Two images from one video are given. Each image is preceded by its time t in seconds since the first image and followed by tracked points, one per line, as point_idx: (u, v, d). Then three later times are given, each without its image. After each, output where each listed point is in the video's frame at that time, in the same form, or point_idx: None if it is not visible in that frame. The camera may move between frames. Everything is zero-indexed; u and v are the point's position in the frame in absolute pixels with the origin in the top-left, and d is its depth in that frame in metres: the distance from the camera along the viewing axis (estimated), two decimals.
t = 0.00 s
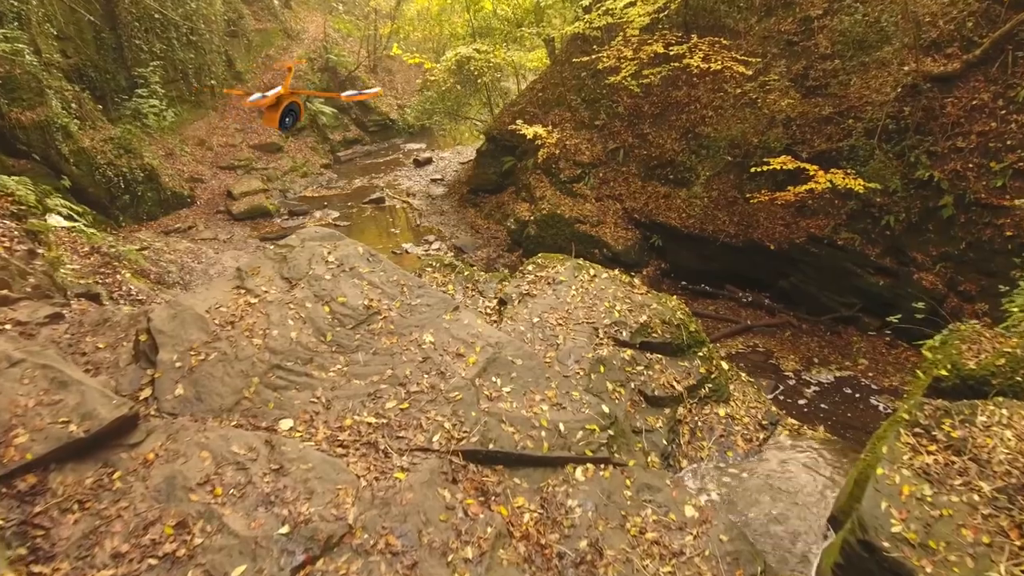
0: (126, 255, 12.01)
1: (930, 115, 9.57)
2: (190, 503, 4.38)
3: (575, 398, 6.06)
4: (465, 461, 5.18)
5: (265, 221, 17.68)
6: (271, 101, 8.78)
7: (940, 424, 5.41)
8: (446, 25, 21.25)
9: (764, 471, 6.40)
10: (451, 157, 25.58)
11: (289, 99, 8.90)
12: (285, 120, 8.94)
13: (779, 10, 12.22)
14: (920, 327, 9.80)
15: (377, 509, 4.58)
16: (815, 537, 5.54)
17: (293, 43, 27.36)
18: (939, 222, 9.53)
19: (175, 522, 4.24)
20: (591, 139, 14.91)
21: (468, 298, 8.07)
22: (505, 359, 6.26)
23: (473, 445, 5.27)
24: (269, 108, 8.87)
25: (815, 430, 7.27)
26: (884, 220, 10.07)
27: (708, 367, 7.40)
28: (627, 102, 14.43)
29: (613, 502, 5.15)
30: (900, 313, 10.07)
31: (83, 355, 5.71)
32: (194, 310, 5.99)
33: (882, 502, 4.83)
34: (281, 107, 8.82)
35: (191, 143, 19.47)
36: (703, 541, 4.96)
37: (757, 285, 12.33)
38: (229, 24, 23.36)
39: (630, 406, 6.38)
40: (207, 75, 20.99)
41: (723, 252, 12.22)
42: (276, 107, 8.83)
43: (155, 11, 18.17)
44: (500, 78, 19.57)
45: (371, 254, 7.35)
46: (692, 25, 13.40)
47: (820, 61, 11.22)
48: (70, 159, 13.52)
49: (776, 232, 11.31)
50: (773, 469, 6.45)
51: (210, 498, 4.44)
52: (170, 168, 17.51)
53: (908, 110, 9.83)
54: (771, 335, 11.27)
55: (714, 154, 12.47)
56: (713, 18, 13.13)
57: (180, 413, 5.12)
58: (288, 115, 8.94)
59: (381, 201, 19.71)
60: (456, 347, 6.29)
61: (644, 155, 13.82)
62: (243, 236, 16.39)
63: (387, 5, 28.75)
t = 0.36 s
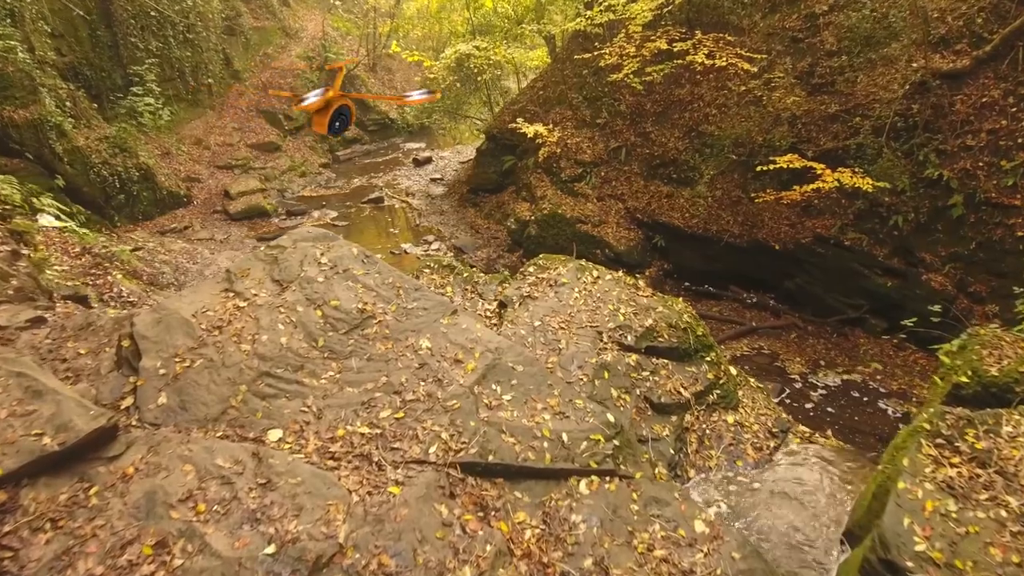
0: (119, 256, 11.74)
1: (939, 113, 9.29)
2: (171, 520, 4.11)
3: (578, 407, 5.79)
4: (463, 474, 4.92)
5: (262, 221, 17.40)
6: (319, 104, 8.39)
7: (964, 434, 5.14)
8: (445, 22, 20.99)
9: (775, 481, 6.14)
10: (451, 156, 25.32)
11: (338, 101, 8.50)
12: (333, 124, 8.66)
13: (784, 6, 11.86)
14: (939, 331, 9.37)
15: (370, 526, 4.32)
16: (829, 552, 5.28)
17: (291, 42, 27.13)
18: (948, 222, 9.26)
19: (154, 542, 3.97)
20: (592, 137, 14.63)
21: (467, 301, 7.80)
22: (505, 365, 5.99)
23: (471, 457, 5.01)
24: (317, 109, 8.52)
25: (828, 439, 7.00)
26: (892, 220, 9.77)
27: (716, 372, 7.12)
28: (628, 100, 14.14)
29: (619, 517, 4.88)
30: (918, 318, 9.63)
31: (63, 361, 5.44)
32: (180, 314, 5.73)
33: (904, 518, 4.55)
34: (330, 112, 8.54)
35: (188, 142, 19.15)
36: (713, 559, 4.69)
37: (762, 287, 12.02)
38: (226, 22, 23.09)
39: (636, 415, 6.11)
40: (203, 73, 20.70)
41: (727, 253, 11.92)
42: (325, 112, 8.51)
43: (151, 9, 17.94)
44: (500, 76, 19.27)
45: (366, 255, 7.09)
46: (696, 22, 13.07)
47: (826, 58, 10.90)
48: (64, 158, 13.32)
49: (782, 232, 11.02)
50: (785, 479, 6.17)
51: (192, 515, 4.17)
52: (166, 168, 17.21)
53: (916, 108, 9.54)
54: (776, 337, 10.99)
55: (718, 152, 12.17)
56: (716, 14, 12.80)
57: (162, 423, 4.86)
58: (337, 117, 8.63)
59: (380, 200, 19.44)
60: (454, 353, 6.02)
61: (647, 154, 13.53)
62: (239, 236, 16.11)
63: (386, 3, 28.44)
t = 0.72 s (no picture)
0: (110, 257, 11.42)
1: (947, 111, 9.00)
2: (147, 542, 3.84)
3: (581, 416, 5.53)
4: (460, 489, 4.65)
5: (259, 221, 17.11)
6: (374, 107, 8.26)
7: (989, 447, 4.87)
8: (445, 21, 20.74)
9: (787, 494, 5.87)
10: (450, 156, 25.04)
11: (395, 105, 8.44)
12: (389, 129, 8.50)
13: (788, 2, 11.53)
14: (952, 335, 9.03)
15: (360, 547, 4.05)
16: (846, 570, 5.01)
17: (289, 40, 26.85)
18: (957, 222, 8.98)
19: (129, 564, 3.68)
20: (593, 136, 14.36)
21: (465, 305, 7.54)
22: (504, 373, 5.73)
23: (468, 471, 4.74)
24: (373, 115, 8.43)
25: (840, 449, 6.74)
26: (901, 221, 9.49)
27: (723, 379, 6.86)
28: (630, 98, 13.85)
29: (625, 535, 4.61)
30: (933, 322, 9.27)
31: (40, 369, 5.18)
32: (163, 319, 5.47)
33: (929, 537, 4.28)
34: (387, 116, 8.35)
35: (184, 141, 18.84)
36: None
37: (767, 288, 11.70)
38: (223, 20, 22.80)
39: (641, 424, 5.85)
40: (200, 72, 20.36)
41: (731, 254, 11.62)
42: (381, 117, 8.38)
43: (147, 6, 17.66)
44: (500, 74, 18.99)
45: (360, 257, 6.83)
46: (699, 19, 12.67)
47: (832, 55, 10.60)
48: (57, 157, 13.15)
49: (786, 233, 10.74)
50: (796, 491, 5.91)
51: (170, 536, 3.90)
52: (162, 167, 16.89)
53: (924, 106, 9.23)
54: (780, 339, 10.70)
55: (721, 151, 11.89)
56: (719, 11, 12.44)
57: (142, 435, 4.59)
58: (394, 121, 8.47)
59: (378, 200, 19.19)
60: (450, 360, 5.76)
61: (649, 153, 13.26)
62: (235, 237, 15.81)
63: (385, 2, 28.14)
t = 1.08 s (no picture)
0: (100, 258, 11.10)
1: (956, 109, 8.73)
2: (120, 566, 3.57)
3: (585, 428, 5.25)
4: (457, 507, 4.39)
5: (256, 221, 16.80)
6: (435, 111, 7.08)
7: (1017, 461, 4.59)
8: (445, 19, 20.48)
9: (801, 507, 5.61)
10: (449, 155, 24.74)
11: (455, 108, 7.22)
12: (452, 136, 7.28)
13: None
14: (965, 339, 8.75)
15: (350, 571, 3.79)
16: None
17: (287, 39, 26.54)
18: (967, 222, 8.72)
19: None
20: (595, 135, 14.08)
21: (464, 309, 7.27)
22: (504, 382, 5.46)
23: (466, 487, 4.47)
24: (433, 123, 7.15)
25: (854, 460, 6.46)
26: (909, 221, 9.20)
27: (732, 387, 6.58)
28: (632, 97, 13.57)
29: (632, 555, 4.34)
30: (951, 327, 8.89)
31: (15, 378, 4.92)
32: (145, 325, 5.21)
33: (957, 559, 4.02)
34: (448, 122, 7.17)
35: (181, 141, 18.55)
36: None
37: (772, 290, 11.40)
38: (221, 18, 22.51)
39: (647, 435, 5.58)
40: (197, 70, 20.05)
41: (736, 255, 11.31)
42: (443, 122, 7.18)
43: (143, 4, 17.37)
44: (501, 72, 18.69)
45: (353, 259, 6.57)
46: (703, 15, 12.41)
47: (838, 52, 10.30)
48: (50, 157, 12.90)
49: (792, 233, 10.46)
50: (810, 504, 5.65)
51: (146, 559, 3.63)
52: (157, 167, 16.60)
53: (933, 104, 8.95)
54: (785, 342, 10.39)
55: (726, 150, 11.60)
56: (723, 8, 12.13)
57: (120, 448, 4.33)
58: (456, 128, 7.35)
59: (377, 200, 18.94)
60: (448, 369, 5.49)
61: (651, 152, 12.98)
62: (232, 237, 15.51)
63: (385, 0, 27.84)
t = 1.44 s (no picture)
0: (91, 259, 10.81)
1: (966, 107, 8.46)
2: None
3: (589, 439, 4.97)
4: (454, 526, 4.12)
5: (253, 221, 16.52)
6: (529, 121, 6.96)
7: None
8: (444, 18, 20.21)
9: (816, 522, 5.34)
10: (449, 155, 24.47)
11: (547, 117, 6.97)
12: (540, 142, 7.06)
13: None
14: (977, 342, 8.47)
15: None
16: None
17: (285, 37, 26.22)
18: (977, 222, 8.47)
19: None
20: (596, 134, 13.80)
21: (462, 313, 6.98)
22: (504, 391, 5.19)
23: (464, 505, 4.20)
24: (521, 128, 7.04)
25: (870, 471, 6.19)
26: (918, 221, 8.91)
27: (742, 394, 6.30)
28: (635, 95, 13.28)
29: None
30: (969, 332, 8.51)
31: None
32: (124, 331, 4.94)
33: None
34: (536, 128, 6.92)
35: (177, 140, 18.28)
36: None
37: (777, 292, 11.11)
38: (218, 16, 22.22)
39: (655, 446, 5.30)
40: (194, 68, 19.74)
41: (740, 256, 11.01)
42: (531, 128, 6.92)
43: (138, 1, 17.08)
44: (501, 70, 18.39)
45: (346, 262, 6.30)
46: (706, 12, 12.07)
47: (845, 49, 10.01)
48: (43, 156, 12.64)
49: (798, 233, 10.18)
50: (825, 519, 5.38)
51: None
52: (153, 166, 16.32)
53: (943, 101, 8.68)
54: (790, 344, 10.10)
55: (730, 149, 11.33)
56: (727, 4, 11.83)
57: (95, 463, 4.06)
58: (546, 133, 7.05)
59: (376, 199, 18.68)
60: (444, 377, 5.21)
61: (654, 151, 12.69)
62: (228, 237, 15.24)
63: None
